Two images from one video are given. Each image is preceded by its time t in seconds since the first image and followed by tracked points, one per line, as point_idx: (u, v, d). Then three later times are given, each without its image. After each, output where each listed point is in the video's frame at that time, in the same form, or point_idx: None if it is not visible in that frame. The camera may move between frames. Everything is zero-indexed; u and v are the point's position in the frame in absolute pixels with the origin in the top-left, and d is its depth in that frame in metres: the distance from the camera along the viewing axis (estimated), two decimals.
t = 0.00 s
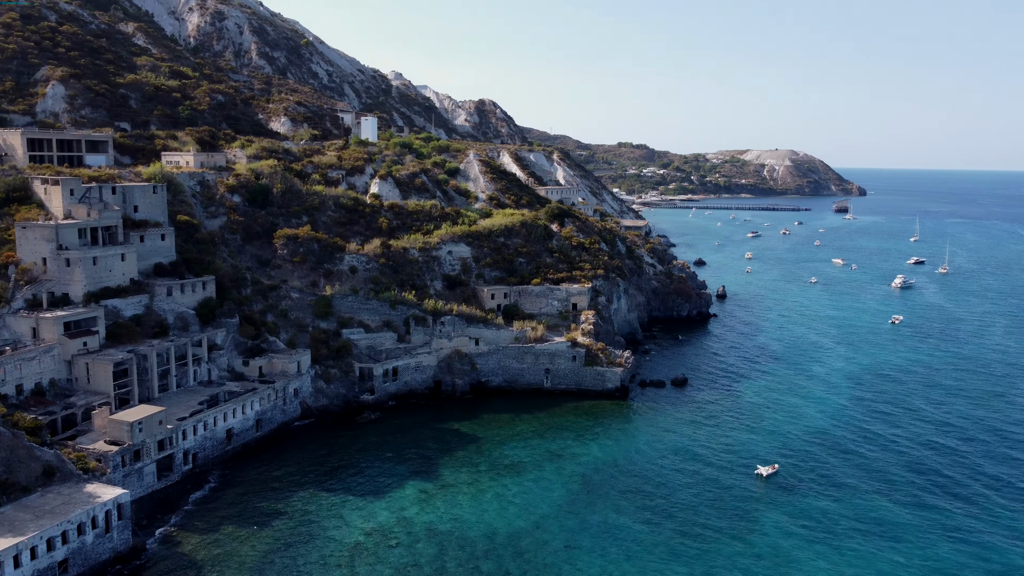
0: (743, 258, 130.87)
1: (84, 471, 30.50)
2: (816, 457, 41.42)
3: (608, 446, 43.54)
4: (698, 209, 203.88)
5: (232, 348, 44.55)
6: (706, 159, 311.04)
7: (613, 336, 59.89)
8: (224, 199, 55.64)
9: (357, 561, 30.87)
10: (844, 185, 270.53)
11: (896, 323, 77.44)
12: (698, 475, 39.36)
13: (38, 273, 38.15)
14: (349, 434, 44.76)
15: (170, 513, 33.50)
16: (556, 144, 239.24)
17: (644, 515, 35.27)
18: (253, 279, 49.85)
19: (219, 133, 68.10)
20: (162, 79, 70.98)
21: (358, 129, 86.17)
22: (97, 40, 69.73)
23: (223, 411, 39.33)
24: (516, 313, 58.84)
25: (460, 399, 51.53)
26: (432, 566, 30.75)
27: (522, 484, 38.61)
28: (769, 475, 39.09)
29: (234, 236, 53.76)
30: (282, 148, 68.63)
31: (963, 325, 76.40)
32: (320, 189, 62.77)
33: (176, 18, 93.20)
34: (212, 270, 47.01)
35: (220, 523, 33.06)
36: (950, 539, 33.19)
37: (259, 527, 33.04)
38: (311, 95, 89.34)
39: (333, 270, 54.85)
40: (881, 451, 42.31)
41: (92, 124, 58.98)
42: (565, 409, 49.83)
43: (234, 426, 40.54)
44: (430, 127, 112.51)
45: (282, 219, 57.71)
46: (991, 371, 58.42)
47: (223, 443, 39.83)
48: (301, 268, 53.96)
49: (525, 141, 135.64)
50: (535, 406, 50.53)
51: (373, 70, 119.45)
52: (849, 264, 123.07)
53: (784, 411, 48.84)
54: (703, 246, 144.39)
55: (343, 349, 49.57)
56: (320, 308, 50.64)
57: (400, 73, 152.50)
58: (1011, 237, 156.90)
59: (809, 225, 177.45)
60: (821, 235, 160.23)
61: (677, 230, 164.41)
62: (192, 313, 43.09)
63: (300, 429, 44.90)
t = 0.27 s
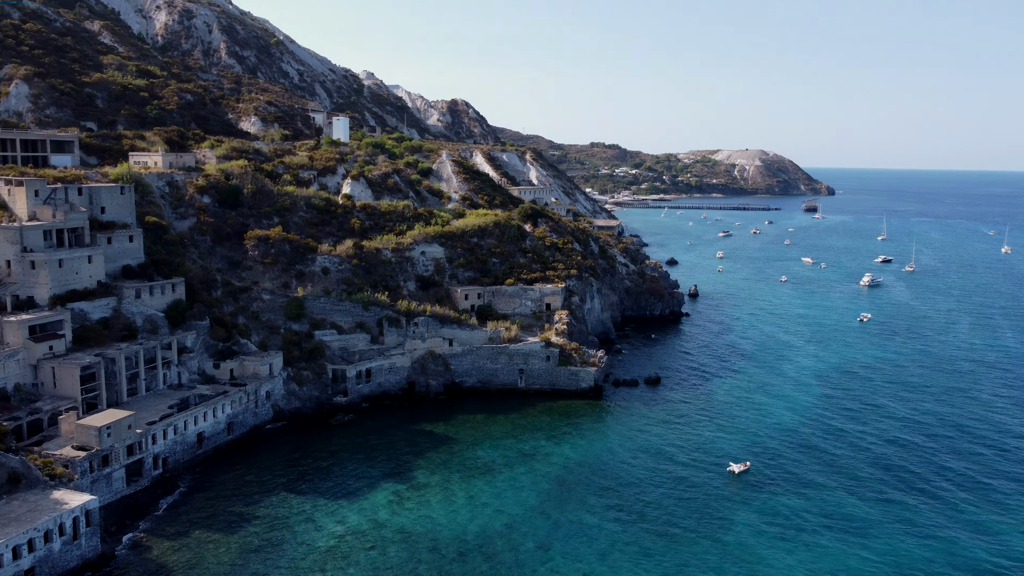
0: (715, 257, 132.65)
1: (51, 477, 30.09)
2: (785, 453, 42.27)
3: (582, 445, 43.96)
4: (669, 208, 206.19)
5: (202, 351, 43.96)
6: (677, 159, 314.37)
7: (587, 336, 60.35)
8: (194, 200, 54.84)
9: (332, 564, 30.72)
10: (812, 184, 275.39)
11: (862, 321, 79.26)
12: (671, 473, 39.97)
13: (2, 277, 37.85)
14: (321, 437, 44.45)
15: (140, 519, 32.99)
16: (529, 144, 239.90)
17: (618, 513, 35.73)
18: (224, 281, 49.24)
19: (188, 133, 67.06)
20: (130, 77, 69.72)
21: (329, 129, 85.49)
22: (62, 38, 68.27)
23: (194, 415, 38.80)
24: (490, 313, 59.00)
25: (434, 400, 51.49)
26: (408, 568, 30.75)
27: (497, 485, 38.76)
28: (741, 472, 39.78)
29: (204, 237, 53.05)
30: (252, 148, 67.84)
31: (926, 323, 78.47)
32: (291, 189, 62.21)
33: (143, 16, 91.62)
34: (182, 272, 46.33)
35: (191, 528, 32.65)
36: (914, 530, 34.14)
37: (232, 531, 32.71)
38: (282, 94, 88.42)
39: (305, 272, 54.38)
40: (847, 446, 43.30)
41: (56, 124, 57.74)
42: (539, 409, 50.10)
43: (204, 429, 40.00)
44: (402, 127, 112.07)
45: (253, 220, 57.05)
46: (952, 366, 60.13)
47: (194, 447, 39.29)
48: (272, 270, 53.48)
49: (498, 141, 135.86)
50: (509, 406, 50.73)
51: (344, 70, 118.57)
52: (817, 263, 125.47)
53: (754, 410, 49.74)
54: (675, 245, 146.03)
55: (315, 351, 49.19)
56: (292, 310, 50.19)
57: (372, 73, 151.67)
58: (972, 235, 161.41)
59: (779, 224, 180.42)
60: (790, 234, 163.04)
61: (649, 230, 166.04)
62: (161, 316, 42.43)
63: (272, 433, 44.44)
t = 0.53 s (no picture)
0: (687, 256, 134.25)
1: (16, 484, 29.26)
2: (755, 450, 43.08)
3: (556, 445, 44.31)
4: (642, 208, 208.01)
5: (172, 354, 43.33)
6: (650, 159, 317.19)
7: (561, 335, 60.73)
8: (162, 201, 54.00)
9: (306, 567, 30.58)
10: (782, 184, 279.85)
11: (829, 319, 80.94)
12: (644, 472, 40.49)
13: None
14: (294, 439, 44.10)
15: (109, 525, 32.49)
16: (503, 145, 240.19)
17: (592, 512, 36.10)
18: (194, 283, 48.61)
19: (156, 133, 65.95)
20: (96, 76, 68.38)
21: (301, 129, 84.68)
22: (24, 36, 66.73)
23: (163, 418, 38.24)
24: (464, 313, 59.10)
25: (408, 402, 51.41)
26: (383, 570, 30.75)
27: (472, 485, 38.89)
28: (713, 470, 40.47)
29: (173, 238, 52.28)
30: (222, 148, 66.95)
31: (891, 320, 80.41)
32: (262, 190, 61.56)
33: (109, 14, 89.77)
34: (150, 274, 45.65)
35: (161, 534, 32.21)
36: (880, 522, 34.97)
37: (203, 536, 32.38)
38: (252, 94, 87.36)
39: (276, 273, 53.86)
40: (815, 442, 44.24)
41: (20, 123, 56.42)
42: (513, 410, 50.34)
43: (175, 433, 39.43)
44: (374, 127, 111.48)
45: (223, 221, 56.34)
46: (915, 363, 61.73)
47: (164, 451, 38.72)
48: (243, 271, 52.90)
49: (471, 141, 135.80)
50: (483, 406, 50.89)
51: (315, 69, 117.49)
52: (786, 262, 127.63)
53: (724, 408, 50.58)
54: (648, 245, 147.43)
55: (287, 353, 48.77)
56: (263, 312, 49.71)
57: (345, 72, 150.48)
58: (935, 233, 165.57)
59: (749, 224, 183.12)
60: (761, 234, 165.59)
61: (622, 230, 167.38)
62: (129, 318, 41.73)
63: (244, 436, 43.97)
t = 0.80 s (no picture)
0: (659, 256, 135.65)
1: None
2: (726, 447, 43.89)
3: (531, 445, 44.60)
4: (614, 208, 209.48)
5: (141, 357, 42.69)
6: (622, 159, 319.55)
7: (534, 335, 61.04)
8: (130, 202, 53.09)
9: (279, 571, 30.43)
10: (752, 183, 283.97)
11: (797, 317, 82.51)
12: (617, 470, 40.99)
13: None
14: (267, 442, 43.72)
15: (76, 533, 31.99)
16: (476, 144, 239.92)
17: (566, 511, 36.46)
18: (163, 285, 47.93)
19: (124, 132, 64.73)
20: (60, 75, 66.92)
21: (271, 129, 83.73)
22: None
23: (132, 422, 37.64)
24: (437, 314, 59.13)
25: (381, 403, 51.32)
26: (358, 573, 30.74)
27: (447, 487, 38.98)
28: (687, 467, 41.14)
29: (141, 240, 51.45)
30: (191, 148, 65.97)
31: (857, 318, 82.25)
32: (233, 190, 60.84)
33: (73, 11, 87.75)
34: (118, 276, 44.96)
35: (130, 540, 31.78)
36: (846, 516, 35.83)
37: (174, 542, 32.05)
38: (222, 93, 86.14)
39: (247, 274, 53.26)
40: (784, 438, 45.17)
41: None
42: (487, 410, 50.51)
43: (144, 437, 38.82)
44: (346, 127, 110.67)
45: (193, 222, 55.53)
46: (880, 360, 63.26)
47: (133, 456, 38.13)
48: (213, 273, 52.22)
49: (444, 141, 135.48)
50: (457, 407, 50.99)
51: (286, 68, 116.20)
52: (756, 261, 129.70)
53: (695, 406, 51.37)
54: (621, 245, 148.68)
55: (259, 355, 48.27)
56: (234, 314, 49.19)
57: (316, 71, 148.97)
58: (900, 232, 169.47)
59: (720, 223, 185.64)
60: (732, 233, 167.95)
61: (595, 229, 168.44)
62: (97, 321, 41.03)
63: (215, 439, 43.45)
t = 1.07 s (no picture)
0: (632, 255, 136.94)
1: None
2: (698, 444, 44.64)
3: (506, 444, 44.87)
4: (587, 208, 210.73)
5: (109, 360, 42.03)
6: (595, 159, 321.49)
7: (508, 335, 61.32)
8: (97, 202, 52.16)
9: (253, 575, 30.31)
10: (722, 183, 287.77)
11: (766, 316, 84.00)
12: (591, 468, 41.42)
13: None
14: (239, 445, 43.32)
15: (42, 540, 31.48)
16: (449, 144, 239.61)
17: (541, 510, 36.77)
18: (131, 287, 47.27)
19: (89, 132, 63.52)
20: (23, 73, 65.50)
21: (242, 129, 82.77)
22: None
23: (100, 427, 37.04)
24: (411, 315, 59.07)
25: (354, 404, 51.17)
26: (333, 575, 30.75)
27: (422, 488, 39.04)
28: (660, 465, 41.77)
29: (109, 241, 50.56)
30: (159, 148, 64.96)
31: (824, 316, 83.98)
32: (202, 190, 60.02)
33: (36, 8, 85.78)
34: (85, 278, 44.37)
35: (98, 547, 31.32)
36: (813, 509, 36.69)
37: (144, 547, 31.72)
38: (191, 92, 84.91)
39: (217, 275, 52.61)
40: (754, 435, 46.07)
41: None
42: (462, 410, 50.66)
43: (113, 441, 38.24)
44: (317, 126, 109.76)
45: (162, 223, 54.71)
46: (846, 357, 64.75)
47: (102, 461, 37.54)
48: (182, 274, 51.51)
49: (417, 141, 135.09)
50: (431, 407, 51.02)
51: (256, 67, 114.85)
52: (727, 259, 131.59)
53: (667, 404, 52.12)
54: (594, 244, 149.77)
55: (230, 357, 47.75)
56: (204, 315, 48.60)
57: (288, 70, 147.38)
58: (865, 231, 173.27)
59: (692, 222, 187.92)
60: (703, 232, 170.14)
61: (568, 229, 169.35)
62: (63, 324, 40.40)
63: (186, 443, 42.96)
